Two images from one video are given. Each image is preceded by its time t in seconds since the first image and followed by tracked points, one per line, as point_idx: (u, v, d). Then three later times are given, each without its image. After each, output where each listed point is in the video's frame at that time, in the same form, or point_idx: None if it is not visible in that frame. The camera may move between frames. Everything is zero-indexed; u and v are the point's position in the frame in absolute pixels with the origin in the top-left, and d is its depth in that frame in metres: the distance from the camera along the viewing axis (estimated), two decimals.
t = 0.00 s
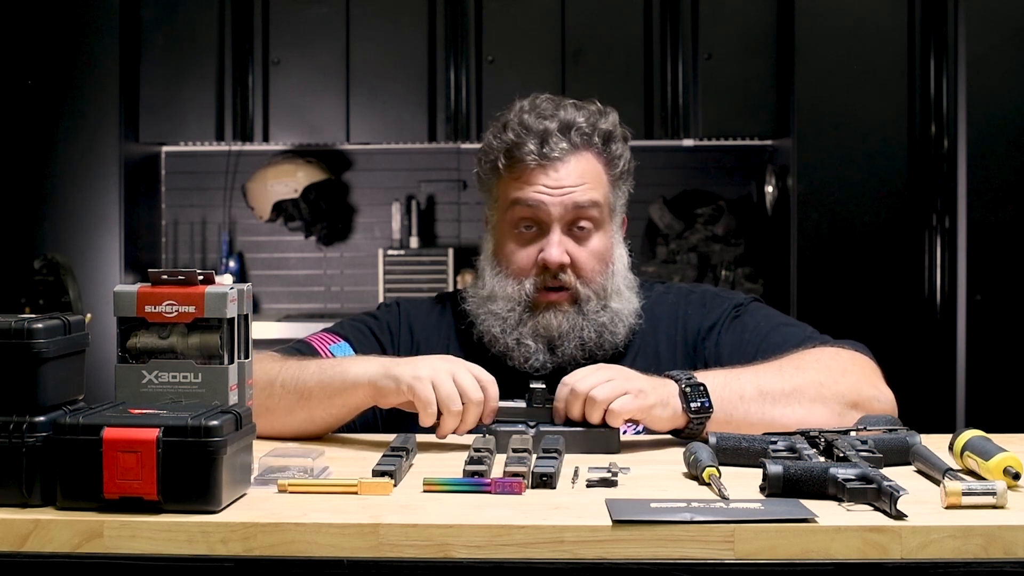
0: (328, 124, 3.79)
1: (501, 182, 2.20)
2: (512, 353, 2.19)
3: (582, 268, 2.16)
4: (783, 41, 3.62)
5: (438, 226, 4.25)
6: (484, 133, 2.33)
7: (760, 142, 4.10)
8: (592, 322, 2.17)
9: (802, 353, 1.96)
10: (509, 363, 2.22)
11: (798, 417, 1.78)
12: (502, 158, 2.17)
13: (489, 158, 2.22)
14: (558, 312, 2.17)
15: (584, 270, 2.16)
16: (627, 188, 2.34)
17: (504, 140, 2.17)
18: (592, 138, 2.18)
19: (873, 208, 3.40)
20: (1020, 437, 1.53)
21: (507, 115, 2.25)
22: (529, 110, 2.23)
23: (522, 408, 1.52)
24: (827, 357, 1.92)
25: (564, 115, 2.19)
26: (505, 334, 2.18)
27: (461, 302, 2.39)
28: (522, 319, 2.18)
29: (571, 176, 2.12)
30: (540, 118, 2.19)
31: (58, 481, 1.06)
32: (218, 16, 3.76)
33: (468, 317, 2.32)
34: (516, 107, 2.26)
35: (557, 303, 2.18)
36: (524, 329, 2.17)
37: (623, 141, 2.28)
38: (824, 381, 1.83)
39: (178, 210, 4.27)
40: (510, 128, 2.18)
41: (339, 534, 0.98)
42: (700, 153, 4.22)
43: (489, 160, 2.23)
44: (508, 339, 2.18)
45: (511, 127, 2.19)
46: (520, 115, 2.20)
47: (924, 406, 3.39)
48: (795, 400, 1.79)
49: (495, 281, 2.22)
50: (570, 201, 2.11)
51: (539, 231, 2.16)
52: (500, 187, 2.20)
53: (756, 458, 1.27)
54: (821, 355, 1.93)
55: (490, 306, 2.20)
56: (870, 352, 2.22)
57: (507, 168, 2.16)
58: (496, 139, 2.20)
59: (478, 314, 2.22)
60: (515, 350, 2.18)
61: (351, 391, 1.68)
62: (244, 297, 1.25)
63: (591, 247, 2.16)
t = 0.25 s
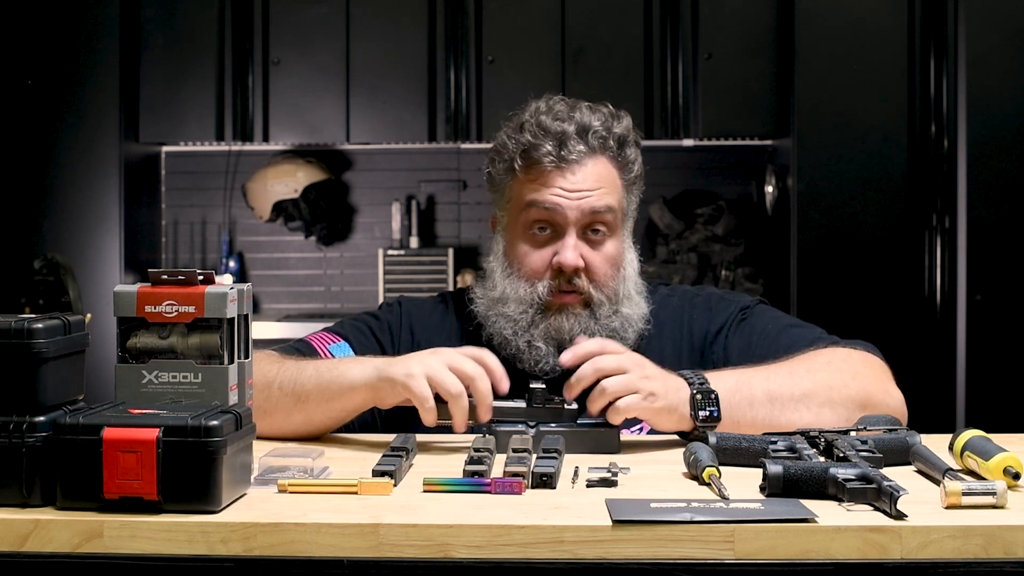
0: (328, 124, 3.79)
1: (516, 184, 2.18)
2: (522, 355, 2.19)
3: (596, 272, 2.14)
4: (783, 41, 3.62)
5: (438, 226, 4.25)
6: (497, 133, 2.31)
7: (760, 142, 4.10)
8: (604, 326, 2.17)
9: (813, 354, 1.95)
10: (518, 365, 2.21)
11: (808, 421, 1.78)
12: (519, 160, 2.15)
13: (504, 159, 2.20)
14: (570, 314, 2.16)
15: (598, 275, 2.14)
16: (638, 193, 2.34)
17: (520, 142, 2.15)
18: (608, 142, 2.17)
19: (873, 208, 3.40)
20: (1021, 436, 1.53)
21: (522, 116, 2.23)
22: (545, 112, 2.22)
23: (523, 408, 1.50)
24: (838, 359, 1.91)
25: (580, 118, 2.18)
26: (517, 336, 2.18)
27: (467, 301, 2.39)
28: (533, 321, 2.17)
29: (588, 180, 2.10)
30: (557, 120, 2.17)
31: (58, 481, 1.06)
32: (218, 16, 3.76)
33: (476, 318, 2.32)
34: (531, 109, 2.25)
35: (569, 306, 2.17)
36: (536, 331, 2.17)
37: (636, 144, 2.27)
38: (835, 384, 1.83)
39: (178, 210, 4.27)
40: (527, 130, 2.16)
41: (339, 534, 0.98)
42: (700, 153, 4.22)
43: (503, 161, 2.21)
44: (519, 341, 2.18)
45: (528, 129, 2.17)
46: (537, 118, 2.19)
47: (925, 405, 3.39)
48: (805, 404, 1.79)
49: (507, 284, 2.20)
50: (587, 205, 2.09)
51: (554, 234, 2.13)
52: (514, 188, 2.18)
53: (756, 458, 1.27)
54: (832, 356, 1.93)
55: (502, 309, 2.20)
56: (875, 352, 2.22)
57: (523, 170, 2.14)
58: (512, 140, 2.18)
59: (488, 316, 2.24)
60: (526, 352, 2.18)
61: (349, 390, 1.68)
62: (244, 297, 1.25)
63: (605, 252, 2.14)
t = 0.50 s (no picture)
0: (328, 124, 3.79)
1: (532, 186, 2.18)
2: (541, 359, 2.16)
3: (615, 274, 2.12)
4: (783, 40, 3.62)
5: (438, 226, 4.25)
6: (508, 135, 2.31)
7: (760, 142, 4.09)
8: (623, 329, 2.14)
9: (824, 356, 1.93)
10: (536, 369, 2.19)
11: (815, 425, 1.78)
12: (535, 162, 2.15)
13: (519, 161, 2.20)
14: (589, 317, 2.12)
15: (616, 278, 2.12)
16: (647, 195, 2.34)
17: (536, 144, 2.15)
18: (621, 143, 2.17)
19: (873, 208, 3.40)
20: (1021, 436, 1.53)
21: (535, 118, 2.23)
22: (559, 114, 2.22)
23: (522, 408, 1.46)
24: (850, 362, 1.89)
25: (593, 121, 2.18)
26: (535, 340, 2.16)
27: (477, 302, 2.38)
28: (551, 324, 2.15)
29: (605, 181, 2.10)
30: (571, 121, 2.18)
31: (58, 481, 1.06)
32: (218, 16, 3.76)
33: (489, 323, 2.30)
34: (543, 111, 2.25)
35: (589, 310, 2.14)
36: (554, 334, 2.14)
37: (646, 147, 2.28)
38: (846, 387, 1.81)
39: (178, 210, 4.27)
40: (541, 132, 2.17)
41: (339, 534, 0.98)
42: (700, 153, 4.22)
43: (517, 163, 2.21)
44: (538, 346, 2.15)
45: (543, 131, 2.17)
46: (551, 120, 2.19)
47: (925, 404, 3.39)
48: (814, 408, 1.78)
49: (522, 287, 2.19)
50: (605, 206, 2.08)
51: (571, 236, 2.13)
52: (530, 190, 2.18)
53: (756, 458, 1.27)
54: (843, 358, 1.91)
55: (519, 313, 2.18)
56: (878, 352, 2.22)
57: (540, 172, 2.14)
58: (527, 142, 2.18)
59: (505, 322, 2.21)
60: (545, 357, 2.15)
61: (343, 391, 1.68)
62: (244, 297, 1.25)
63: (623, 253, 2.13)
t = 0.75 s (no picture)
0: (328, 124, 3.79)
1: (536, 190, 2.17)
2: (544, 362, 2.16)
3: (618, 278, 2.12)
4: (783, 40, 3.62)
5: (438, 226, 4.25)
6: (511, 138, 2.30)
7: (760, 142, 4.09)
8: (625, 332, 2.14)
9: (826, 356, 1.93)
10: (538, 372, 2.19)
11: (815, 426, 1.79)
12: (539, 165, 2.14)
13: (522, 164, 2.19)
14: (592, 322, 2.13)
15: (621, 282, 2.12)
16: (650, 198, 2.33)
17: (540, 147, 2.15)
18: (626, 147, 2.17)
19: (873, 208, 3.40)
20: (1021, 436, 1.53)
21: (539, 121, 2.23)
22: (563, 117, 2.21)
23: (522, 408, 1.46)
24: (851, 362, 1.89)
25: (598, 124, 2.18)
26: (538, 343, 2.16)
27: (479, 303, 2.37)
28: (554, 327, 2.14)
29: (609, 185, 2.10)
30: (575, 125, 2.17)
31: (58, 481, 1.06)
32: (218, 16, 3.76)
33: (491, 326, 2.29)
34: (547, 113, 2.24)
35: (592, 314, 2.14)
36: (556, 338, 2.14)
37: (651, 150, 2.27)
38: (847, 388, 1.81)
39: (178, 210, 4.27)
40: (546, 136, 2.16)
41: (339, 534, 0.98)
42: (700, 153, 4.22)
43: (521, 167, 2.20)
44: (540, 348, 2.15)
45: (547, 134, 2.17)
46: (556, 123, 2.18)
47: (925, 404, 3.39)
48: (815, 409, 1.78)
49: (525, 290, 2.18)
50: (610, 211, 2.08)
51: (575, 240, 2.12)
52: (534, 193, 2.17)
53: (756, 458, 1.27)
54: (845, 359, 1.90)
55: (521, 316, 2.18)
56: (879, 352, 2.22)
57: (545, 177, 2.13)
58: (531, 146, 2.18)
59: (507, 324, 2.22)
60: (547, 360, 2.15)
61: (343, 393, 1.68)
62: (244, 297, 1.25)
63: (627, 257, 2.12)
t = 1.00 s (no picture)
0: (328, 124, 3.79)
1: (526, 185, 2.18)
2: (533, 357, 2.16)
3: (608, 273, 2.13)
4: (783, 41, 3.62)
5: (438, 226, 4.25)
6: (504, 135, 2.32)
7: (760, 142, 4.09)
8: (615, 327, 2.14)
9: (826, 357, 1.93)
10: (528, 367, 2.19)
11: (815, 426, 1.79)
12: (529, 160, 2.15)
13: (513, 160, 2.21)
14: (581, 317, 2.13)
15: (611, 277, 2.13)
16: (645, 195, 2.34)
17: (530, 143, 2.16)
18: (617, 143, 2.18)
19: (873, 208, 3.40)
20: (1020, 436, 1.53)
21: (530, 117, 2.24)
22: (554, 113, 2.23)
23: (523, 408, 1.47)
24: (851, 363, 1.89)
25: (589, 120, 2.19)
26: (527, 337, 2.16)
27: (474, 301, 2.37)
28: (543, 322, 2.15)
29: (598, 180, 2.11)
30: (566, 121, 2.19)
31: (58, 481, 1.06)
32: (218, 16, 3.76)
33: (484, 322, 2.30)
34: (539, 110, 2.26)
35: (581, 309, 2.15)
36: (546, 332, 2.14)
37: (645, 147, 2.28)
38: (847, 388, 1.81)
39: (178, 210, 4.27)
40: (536, 132, 2.17)
41: (339, 534, 0.98)
42: (700, 153, 4.22)
43: (512, 162, 2.22)
44: (529, 343, 2.15)
45: (538, 130, 2.18)
46: (547, 119, 2.20)
47: (926, 404, 3.39)
48: (815, 409, 1.78)
49: (515, 285, 2.19)
50: (598, 205, 2.09)
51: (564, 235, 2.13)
52: (524, 189, 2.18)
53: (756, 458, 1.27)
54: (845, 360, 1.90)
55: (511, 311, 2.19)
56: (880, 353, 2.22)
57: (534, 172, 2.15)
58: (521, 142, 2.19)
59: (497, 320, 2.21)
60: (536, 354, 2.15)
61: (343, 393, 1.68)
62: (244, 297, 1.25)
63: (617, 252, 2.13)
